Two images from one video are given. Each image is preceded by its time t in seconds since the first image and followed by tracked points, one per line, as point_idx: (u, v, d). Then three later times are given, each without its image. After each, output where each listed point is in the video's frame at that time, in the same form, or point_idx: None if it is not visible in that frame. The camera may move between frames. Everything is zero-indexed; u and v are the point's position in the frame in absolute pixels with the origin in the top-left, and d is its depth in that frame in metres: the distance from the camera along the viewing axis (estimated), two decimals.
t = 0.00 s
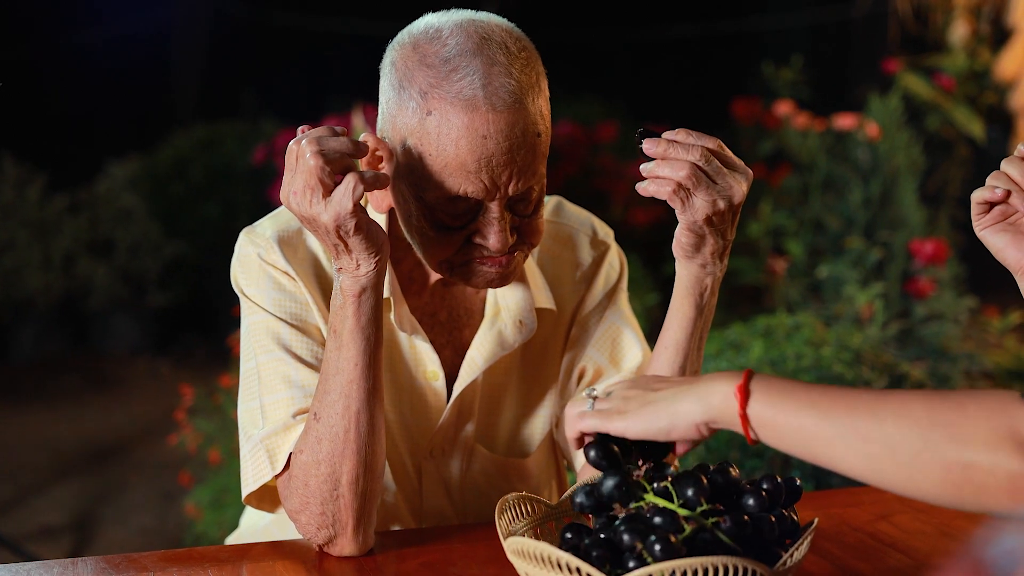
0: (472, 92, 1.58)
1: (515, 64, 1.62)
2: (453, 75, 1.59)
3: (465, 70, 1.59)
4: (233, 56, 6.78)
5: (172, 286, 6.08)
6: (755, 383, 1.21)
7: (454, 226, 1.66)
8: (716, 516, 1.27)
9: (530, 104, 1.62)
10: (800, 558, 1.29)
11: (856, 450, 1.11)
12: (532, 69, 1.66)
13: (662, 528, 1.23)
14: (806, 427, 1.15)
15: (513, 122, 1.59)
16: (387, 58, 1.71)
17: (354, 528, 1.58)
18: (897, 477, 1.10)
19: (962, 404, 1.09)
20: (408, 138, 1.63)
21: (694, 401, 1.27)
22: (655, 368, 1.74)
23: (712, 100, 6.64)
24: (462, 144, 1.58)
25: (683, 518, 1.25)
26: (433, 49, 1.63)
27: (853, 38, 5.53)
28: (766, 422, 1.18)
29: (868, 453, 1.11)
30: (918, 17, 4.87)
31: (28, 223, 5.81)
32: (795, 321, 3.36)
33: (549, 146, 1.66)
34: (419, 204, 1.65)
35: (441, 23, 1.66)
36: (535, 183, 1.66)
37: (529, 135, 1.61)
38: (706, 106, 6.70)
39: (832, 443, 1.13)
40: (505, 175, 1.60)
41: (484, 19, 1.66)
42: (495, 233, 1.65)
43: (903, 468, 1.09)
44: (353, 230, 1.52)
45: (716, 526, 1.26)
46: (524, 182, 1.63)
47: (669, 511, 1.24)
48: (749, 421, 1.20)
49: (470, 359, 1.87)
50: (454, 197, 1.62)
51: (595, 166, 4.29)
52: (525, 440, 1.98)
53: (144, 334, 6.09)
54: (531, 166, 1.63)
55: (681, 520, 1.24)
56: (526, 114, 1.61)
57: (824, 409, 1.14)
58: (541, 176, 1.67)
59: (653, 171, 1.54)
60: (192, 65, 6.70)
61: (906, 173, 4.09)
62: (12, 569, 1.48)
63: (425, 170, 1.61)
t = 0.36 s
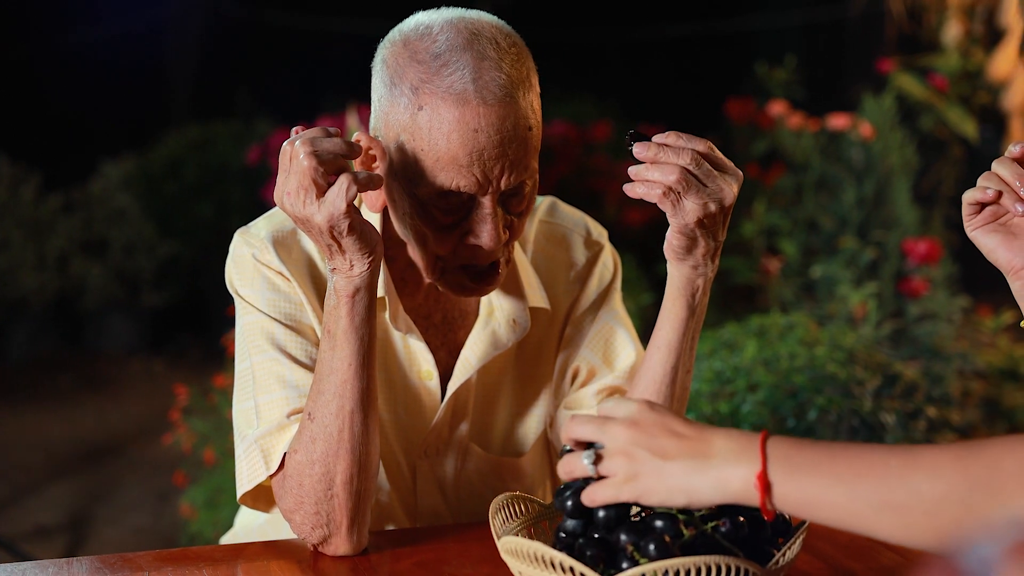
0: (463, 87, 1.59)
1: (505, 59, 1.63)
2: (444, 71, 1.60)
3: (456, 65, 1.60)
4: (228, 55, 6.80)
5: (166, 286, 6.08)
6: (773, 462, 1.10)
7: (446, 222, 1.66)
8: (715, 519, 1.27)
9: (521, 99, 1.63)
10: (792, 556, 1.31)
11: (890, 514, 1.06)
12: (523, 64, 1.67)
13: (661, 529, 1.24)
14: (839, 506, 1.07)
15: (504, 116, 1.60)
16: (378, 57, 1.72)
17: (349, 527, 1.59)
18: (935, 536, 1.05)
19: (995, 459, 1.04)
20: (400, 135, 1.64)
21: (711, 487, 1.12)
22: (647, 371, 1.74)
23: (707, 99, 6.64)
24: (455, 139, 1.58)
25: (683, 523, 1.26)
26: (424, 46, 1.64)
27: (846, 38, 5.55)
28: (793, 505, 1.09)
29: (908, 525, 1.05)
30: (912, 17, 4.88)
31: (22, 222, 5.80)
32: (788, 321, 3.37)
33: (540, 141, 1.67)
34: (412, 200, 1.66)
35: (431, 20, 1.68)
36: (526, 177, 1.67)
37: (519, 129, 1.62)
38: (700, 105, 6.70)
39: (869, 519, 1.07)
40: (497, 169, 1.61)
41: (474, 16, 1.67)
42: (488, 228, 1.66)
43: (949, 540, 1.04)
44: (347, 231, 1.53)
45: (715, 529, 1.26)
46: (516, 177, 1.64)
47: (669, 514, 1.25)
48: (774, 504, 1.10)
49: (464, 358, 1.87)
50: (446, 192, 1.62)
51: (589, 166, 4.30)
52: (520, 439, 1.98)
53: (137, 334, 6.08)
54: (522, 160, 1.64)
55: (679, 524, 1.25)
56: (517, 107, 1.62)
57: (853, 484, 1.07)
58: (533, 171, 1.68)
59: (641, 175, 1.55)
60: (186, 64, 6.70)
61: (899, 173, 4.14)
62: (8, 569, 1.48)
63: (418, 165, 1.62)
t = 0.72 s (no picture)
0: (460, 86, 1.59)
1: (502, 58, 1.63)
2: (441, 70, 1.61)
3: (453, 65, 1.61)
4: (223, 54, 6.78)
5: (163, 284, 6.08)
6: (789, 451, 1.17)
7: (444, 220, 1.67)
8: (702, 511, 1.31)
9: (518, 98, 1.64)
10: (787, 553, 1.31)
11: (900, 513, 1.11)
12: (520, 64, 1.67)
13: (653, 523, 1.26)
14: (846, 499, 1.13)
15: (502, 115, 1.61)
16: (377, 56, 1.73)
17: (346, 524, 1.59)
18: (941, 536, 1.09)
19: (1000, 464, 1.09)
20: (398, 134, 1.65)
21: (725, 470, 1.18)
22: (642, 369, 1.75)
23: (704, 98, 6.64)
24: (452, 138, 1.59)
25: (672, 515, 1.29)
26: (421, 45, 1.65)
27: (842, 37, 5.55)
28: (804, 496, 1.15)
29: (914, 522, 1.10)
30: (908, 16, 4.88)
31: (19, 221, 5.84)
32: (784, 319, 3.39)
33: (537, 140, 1.68)
34: (410, 199, 1.66)
35: (429, 20, 1.68)
36: (523, 176, 1.67)
37: (517, 128, 1.63)
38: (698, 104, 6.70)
39: (875, 515, 1.12)
40: (494, 168, 1.61)
41: (471, 16, 1.68)
42: (486, 227, 1.66)
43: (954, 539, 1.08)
44: (344, 229, 1.54)
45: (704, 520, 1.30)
46: (513, 175, 1.65)
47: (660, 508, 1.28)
48: (785, 495, 1.16)
49: (461, 356, 1.88)
50: (444, 191, 1.63)
51: (585, 164, 4.32)
52: (517, 436, 1.99)
53: (134, 332, 6.08)
54: (520, 159, 1.64)
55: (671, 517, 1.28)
56: (514, 106, 1.62)
57: (863, 479, 1.13)
58: (530, 170, 1.69)
59: (634, 173, 1.57)
60: (182, 63, 6.69)
61: (895, 171, 4.12)
62: (6, 567, 1.49)
63: (416, 164, 1.63)
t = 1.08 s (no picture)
0: (454, 83, 1.61)
1: (495, 56, 1.65)
2: (435, 68, 1.62)
3: (447, 62, 1.62)
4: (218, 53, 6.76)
5: (159, 283, 6.07)
6: (788, 449, 1.21)
7: (438, 218, 1.68)
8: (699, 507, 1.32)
9: (511, 95, 1.65)
10: (779, 547, 1.33)
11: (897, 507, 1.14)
12: (513, 62, 1.68)
13: (649, 519, 1.27)
14: (848, 497, 1.16)
15: (495, 112, 1.62)
16: (370, 54, 1.74)
17: (342, 520, 1.60)
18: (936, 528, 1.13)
19: (994, 465, 1.13)
20: (391, 131, 1.66)
21: (724, 470, 1.23)
22: (635, 365, 1.76)
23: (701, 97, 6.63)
24: (445, 135, 1.61)
25: (667, 510, 1.31)
26: (415, 43, 1.66)
27: (838, 36, 5.54)
28: (804, 494, 1.19)
29: (910, 517, 1.13)
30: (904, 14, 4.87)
31: (17, 221, 5.91)
32: (778, 316, 3.40)
33: (530, 137, 1.69)
34: (404, 196, 1.67)
35: (423, 18, 1.70)
36: (517, 173, 1.68)
37: (510, 125, 1.64)
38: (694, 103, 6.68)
39: (872, 511, 1.16)
40: (488, 165, 1.63)
41: (465, 14, 1.69)
42: (479, 224, 1.67)
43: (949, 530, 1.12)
44: (339, 227, 1.55)
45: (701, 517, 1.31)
46: (506, 172, 1.65)
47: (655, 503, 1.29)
48: (785, 493, 1.20)
49: (455, 353, 1.89)
50: (438, 188, 1.64)
51: (581, 162, 4.34)
52: (511, 433, 2.00)
53: (130, 331, 6.08)
54: (513, 156, 1.66)
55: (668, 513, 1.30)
56: (508, 104, 1.64)
57: (860, 475, 1.17)
58: (523, 167, 1.70)
59: (625, 172, 1.58)
60: (177, 61, 6.67)
61: (890, 169, 4.10)
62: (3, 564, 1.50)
63: (410, 161, 1.64)
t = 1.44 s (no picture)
0: (448, 77, 1.62)
1: (489, 50, 1.66)
2: (429, 63, 1.63)
3: (441, 57, 1.63)
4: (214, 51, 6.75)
5: (155, 281, 6.06)
6: (790, 472, 1.20)
7: (433, 213, 1.68)
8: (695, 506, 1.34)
9: (505, 89, 1.66)
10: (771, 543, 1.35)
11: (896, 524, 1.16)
12: (506, 56, 1.69)
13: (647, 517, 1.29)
14: (849, 517, 1.18)
15: (489, 106, 1.64)
16: (364, 50, 1.74)
17: (336, 516, 1.60)
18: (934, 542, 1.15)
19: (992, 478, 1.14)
20: (386, 126, 1.66)
21: (729, 493, 1.21)
22: (628, 365, 1.77)
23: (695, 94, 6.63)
24: (440, 129, 1.62)
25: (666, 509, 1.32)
26: (408, 38, 1.67)
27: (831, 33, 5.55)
28: (807, 516, 1.19)
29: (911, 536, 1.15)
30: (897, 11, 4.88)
31: (12, 219, 5.84)
32: (772, 314, 3.41)
33: (524, 131, 1.70)
34: (399, 191, 1.68)
35: (416, 13, 1.70)
36: (512, 167, 1.69)
37: (504, 119, 1.65)
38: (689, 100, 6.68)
39: (874, 528, 1.17)
40: (483, 159, 1.64)
41: (458, 10, 1.70)
42: (474, 219, 1.68)
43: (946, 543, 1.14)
44: (333, 225, 1.56)
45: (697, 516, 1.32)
46: (501, 166, 1.66)
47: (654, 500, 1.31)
48: (788, 515, 1.20)
49: (450, 349, 1.90)
50: (433, 183, 1.65)
51: (576, 161, 4.35)
52: (505, 430, 2.01)
53: (126, 330, 6.08)
54: (507, 150, 1.67)
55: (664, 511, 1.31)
56: (501, 97, 1.65)
57: (861, 494, 1.18)
58: (518, 161, 1.71)
59: (618, 174, 1.59)
60: (173, 60, 6.66)
61: (885, 167, 4.10)
62: None
63: (405, 155, 1.65)
